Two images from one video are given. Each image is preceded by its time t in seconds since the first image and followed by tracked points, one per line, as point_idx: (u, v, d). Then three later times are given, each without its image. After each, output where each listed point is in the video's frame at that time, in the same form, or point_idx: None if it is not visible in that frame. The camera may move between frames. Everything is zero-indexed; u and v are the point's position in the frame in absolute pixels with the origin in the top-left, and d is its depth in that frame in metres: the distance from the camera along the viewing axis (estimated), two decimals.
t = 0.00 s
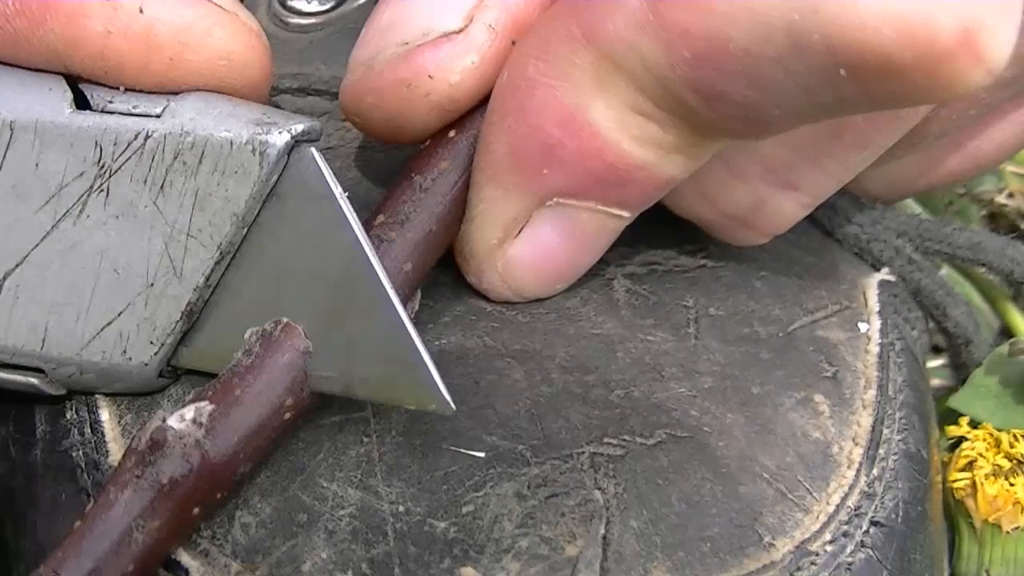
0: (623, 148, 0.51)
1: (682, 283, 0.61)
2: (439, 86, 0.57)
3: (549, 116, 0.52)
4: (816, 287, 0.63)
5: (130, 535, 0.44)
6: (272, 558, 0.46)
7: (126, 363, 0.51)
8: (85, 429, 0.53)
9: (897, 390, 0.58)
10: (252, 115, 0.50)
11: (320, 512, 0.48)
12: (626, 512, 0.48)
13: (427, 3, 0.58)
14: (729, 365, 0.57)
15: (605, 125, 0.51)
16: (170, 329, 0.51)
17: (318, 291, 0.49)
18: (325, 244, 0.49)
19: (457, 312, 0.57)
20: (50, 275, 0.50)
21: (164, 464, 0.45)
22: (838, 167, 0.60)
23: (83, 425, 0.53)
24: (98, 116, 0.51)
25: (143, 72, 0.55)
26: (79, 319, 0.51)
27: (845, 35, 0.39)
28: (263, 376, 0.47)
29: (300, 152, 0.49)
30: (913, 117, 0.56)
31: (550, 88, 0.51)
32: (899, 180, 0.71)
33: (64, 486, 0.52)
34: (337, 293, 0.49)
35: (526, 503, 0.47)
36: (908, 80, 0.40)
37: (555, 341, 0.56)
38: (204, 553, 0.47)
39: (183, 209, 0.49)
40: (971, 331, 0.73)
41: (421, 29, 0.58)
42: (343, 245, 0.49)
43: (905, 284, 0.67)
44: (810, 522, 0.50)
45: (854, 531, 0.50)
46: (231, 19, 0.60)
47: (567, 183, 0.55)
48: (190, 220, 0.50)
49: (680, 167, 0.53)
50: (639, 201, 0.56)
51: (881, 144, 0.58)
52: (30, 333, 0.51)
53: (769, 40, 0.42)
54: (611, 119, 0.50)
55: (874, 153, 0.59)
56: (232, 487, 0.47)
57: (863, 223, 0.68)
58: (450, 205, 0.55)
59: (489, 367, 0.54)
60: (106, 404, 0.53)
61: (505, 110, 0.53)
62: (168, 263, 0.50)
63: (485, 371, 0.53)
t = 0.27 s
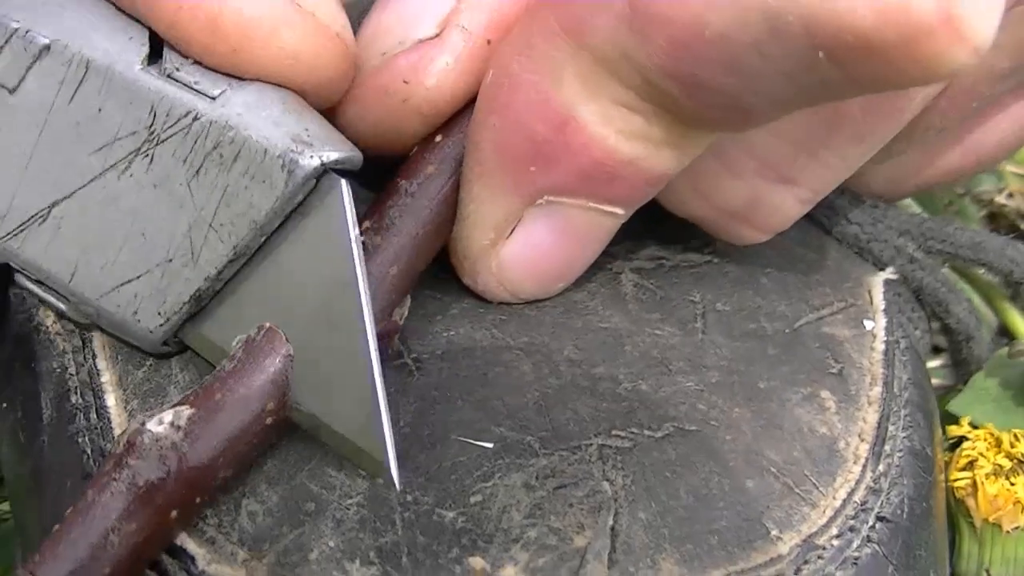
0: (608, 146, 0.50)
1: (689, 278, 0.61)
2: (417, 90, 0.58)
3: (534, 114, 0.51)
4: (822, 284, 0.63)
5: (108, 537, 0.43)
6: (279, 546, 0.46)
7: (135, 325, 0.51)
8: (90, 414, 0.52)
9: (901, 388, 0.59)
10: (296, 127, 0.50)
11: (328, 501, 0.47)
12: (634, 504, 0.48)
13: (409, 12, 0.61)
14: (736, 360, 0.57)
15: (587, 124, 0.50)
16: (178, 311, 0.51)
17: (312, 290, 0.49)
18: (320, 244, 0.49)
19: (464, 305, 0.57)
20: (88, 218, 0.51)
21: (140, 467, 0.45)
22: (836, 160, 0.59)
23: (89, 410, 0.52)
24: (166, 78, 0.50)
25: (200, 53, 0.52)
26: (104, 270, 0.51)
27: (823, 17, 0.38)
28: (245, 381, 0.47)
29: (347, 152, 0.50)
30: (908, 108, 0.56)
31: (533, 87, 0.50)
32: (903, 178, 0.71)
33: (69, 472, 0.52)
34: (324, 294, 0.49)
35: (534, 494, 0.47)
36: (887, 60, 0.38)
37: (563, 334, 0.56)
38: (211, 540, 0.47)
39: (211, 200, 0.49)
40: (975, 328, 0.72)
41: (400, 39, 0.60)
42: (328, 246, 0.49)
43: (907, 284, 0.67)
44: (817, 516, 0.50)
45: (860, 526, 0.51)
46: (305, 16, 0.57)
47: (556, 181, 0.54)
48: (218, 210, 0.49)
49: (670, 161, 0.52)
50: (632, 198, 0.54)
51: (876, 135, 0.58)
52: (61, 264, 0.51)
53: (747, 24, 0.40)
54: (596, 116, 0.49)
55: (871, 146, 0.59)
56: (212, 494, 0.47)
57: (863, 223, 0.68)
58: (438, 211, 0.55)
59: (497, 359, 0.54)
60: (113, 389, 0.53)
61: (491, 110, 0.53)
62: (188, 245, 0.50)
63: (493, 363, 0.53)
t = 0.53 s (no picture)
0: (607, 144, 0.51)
1: (685, 277, 0.61)
2: (417, 85, 0.58)
3: (533, 111, 0.51)
4: (819, 282, 0.63)
5: (104, 531, 0.44)
6: (274, 545, 0.46)
7: (121, 343, 0.51)
8: (87, 418, 0.52)
9: (898, 385, 0.59)
10: (269, 122, 0.50)
11: (324, 500, 0.48)
12: (629, 501, 0.48)
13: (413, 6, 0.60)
14: (732, 358, 0.57)
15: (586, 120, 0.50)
16: (164, 321, 0.50)
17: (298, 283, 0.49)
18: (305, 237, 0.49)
19: (460, 304, 0.57)
20: (65, 245, 0.51)
21: (135, 462, 0.45)
22: (833, 162, 0.60)
23: (86, 414, 0.52)
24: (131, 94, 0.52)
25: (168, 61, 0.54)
26: (85, 293, 0.51)
27: (823, 26, 0.38)
28: (239, 373, 0.47)
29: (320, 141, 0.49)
30: (907, 113, 0.57)
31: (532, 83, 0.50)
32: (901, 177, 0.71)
33: (66, 474, 0.52)
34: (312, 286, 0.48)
35: (530, 491, 0.47)
36: (887, 68, 0.39)
37: (558, 332, 0.56)
38: (206, 539, 0.47)
39: (190, 203, 0.50)
40: (975, 328, 0.72)
41: (402, 32, 0.60)
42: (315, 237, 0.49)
43: (906, 284, 0.67)
44: (812, 513, 0.50)
45: (856, 523, 0.51)
46: (271, 19, 0.59)
47: (555, 178, 0.54)
48: (196, 214, 0.50)
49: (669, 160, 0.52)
50: (628, 195, 0.55)
51: (874, 136, 0.59)
52: (43, 297, 0.52)
53: (747, 30, 0.40)
54: (594, 114, 0.50)
55: (869, 148, 0.59)
56: (210, 488, 0.47)
57: (859, 223, 0.68)
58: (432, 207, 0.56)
59: (493, 358, 0.54)
60: (110, 392, 0.53)
61: (489, 107, 0.53)
62: (170, 252, 0.50)
63: (488, 362, 0.53)
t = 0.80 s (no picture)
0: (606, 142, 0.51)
1: (688, 275, 0.61)
2: (414, 83, 0.58)
3: (531, 111, 0.51)
4: (822, 281, 0.63)
5: (98, 527, 0.44)
6: (278, 542, 0.46)
7: (121, 333, 0.51)
8: (91, 412, 0.52)
9: (900, 385, 0.59)
10: (279, 126, 0.50)
11: (327, 496, 0.48)
12: (633, 498, 0.48)
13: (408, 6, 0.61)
14: (735, 356, 0.57)
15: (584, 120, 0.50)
16: (166, 315, 0.50)
17: (297, 280, 0.49)
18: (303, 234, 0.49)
19: (464, 301, 0.57)
20: (73, 227, 0.51)
21: (131, 458, 0.45)
22: (831, 161, 0.60)
23: (89, 408, 0.52)
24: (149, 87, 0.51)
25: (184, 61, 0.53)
26: (89, 281, 0.51)
27: (821, 17, 0.38)
28: (236, 371, 0.48)
29: (324, 146, 0.50)
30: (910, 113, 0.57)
31: (531, 82, 0.50)
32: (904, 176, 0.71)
33: (68, 469, 0.51)
34: (309, 283, 0.49)
35: (533, 488, 0.47)
36: (886, 61, 0.38)
37: (561, 330, 0.56)
38: (209, 535, 0.47)
39: (197, 203, 0.50)
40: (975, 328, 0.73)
41: (399, 31, 0.60)
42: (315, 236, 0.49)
43: (906, 283, 0.67)
44: (815, 511, 0.50)
45: (859, 522, 0.51)
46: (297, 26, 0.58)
47: (555, 177, 0.54)
48: (201, 213, 0.50)
49: (669, 158, 0.52)
50: (626, 194, 0.55)
51: (876, 136, 0.58)
52: (47, 278, 0.52)
53: (745, 22, 0.40)
54: (591, 113, 0.50)
55: (870, 142, 0.58)
56: (205, 483, 0.48)
57: (860, 221, 0.68)
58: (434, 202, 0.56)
59: (497, 355, 0.54)
60: (113, 387, 0.53)
61: (486, 105, 0.53)
62: (174, 249, 0.50)
63: (492, 359, 0.53)
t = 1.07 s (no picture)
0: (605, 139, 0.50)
1: (691, 276, 0.61)
2: (410, 82, 0.58)
3: (530, 109, 0.51)
4: (824, 282, 0.63)
5: (101, 526, 0.44)
6: (281, 541, 0.46)
7: (119, 336, 0.51)
8: (92, 412, 0.52)
9: (902, 386, 0.59)
10: (280, 127, 0.50)
11: (330, 495, 0.47)
12: (637, 498, 0.48)
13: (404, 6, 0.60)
14: (738, 357, 0.57)
15: (583, 117, 0.50)
16: (164, 317, 0.50)
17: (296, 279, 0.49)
18: (303, 233, 0.49)
19: (467, 301, 0.57)
20: (72, 231, 0.51)
21: (134, 455, 0.45)
22: (837, 157, 0.59)
23: (90, 408, 0.53)
24: (144, 90, 0.51)
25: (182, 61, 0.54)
26: (86, 284, 0.51)
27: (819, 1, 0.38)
28: (237, 369, 0.48)
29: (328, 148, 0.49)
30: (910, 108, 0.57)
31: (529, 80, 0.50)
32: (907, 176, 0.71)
33: (70, 469, 0.51)
34: (309, 283, 0.49)
35: (537, 488, 0.47)
36: (884, 46, 0.38)
37: (564, 330, 0.56)
38: (212, 534, 0.47)
39: (197, 204, 0.50)
40: (976, 329, 0.73)
41: (396, 31, 0.60)
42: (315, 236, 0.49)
43: (911, 283, 0.67)
44: (819, 512, 0.50)
45: (861, 522, 0.51)
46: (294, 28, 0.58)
47: (554, 174, 0.54)
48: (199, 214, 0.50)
49: (668, 155, 0.52)
50: (626, 193, 0.55)
51: (879, 132, 0.58)
52: (43, 285, 0.51)
53: (743, 10, 0.41)
54: (590, 110, 0.49)
55: (876, 136, 0.58)
56: (207, 482, 0.48)
57: (866, 220, 0.68)
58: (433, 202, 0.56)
59: (500, 354, 0.53)
60: (114, 386, 0.53)
61: (484, 103, 0.53)
62: (172, 250, 0.50)
63: (495, 359, 0.53)
